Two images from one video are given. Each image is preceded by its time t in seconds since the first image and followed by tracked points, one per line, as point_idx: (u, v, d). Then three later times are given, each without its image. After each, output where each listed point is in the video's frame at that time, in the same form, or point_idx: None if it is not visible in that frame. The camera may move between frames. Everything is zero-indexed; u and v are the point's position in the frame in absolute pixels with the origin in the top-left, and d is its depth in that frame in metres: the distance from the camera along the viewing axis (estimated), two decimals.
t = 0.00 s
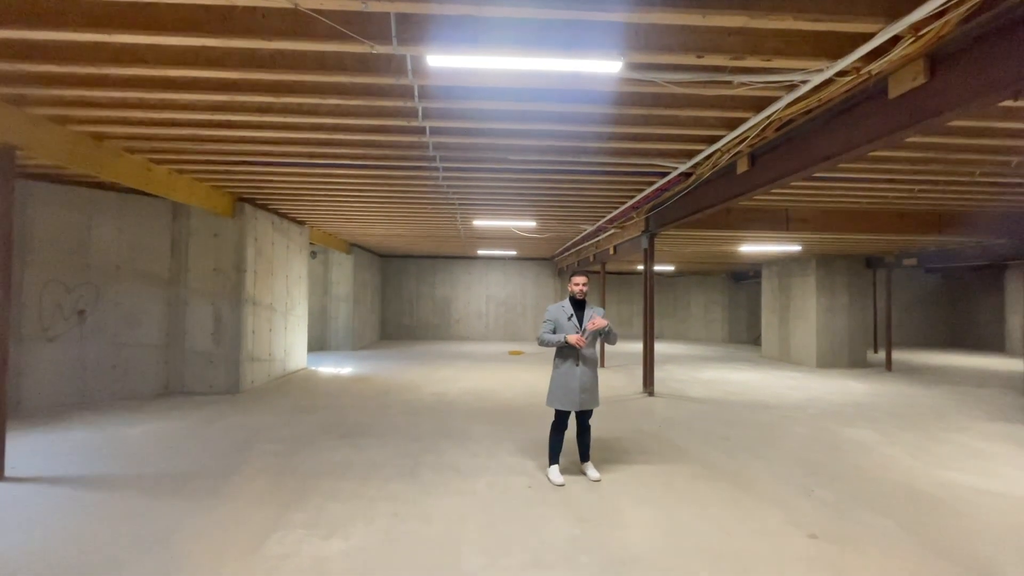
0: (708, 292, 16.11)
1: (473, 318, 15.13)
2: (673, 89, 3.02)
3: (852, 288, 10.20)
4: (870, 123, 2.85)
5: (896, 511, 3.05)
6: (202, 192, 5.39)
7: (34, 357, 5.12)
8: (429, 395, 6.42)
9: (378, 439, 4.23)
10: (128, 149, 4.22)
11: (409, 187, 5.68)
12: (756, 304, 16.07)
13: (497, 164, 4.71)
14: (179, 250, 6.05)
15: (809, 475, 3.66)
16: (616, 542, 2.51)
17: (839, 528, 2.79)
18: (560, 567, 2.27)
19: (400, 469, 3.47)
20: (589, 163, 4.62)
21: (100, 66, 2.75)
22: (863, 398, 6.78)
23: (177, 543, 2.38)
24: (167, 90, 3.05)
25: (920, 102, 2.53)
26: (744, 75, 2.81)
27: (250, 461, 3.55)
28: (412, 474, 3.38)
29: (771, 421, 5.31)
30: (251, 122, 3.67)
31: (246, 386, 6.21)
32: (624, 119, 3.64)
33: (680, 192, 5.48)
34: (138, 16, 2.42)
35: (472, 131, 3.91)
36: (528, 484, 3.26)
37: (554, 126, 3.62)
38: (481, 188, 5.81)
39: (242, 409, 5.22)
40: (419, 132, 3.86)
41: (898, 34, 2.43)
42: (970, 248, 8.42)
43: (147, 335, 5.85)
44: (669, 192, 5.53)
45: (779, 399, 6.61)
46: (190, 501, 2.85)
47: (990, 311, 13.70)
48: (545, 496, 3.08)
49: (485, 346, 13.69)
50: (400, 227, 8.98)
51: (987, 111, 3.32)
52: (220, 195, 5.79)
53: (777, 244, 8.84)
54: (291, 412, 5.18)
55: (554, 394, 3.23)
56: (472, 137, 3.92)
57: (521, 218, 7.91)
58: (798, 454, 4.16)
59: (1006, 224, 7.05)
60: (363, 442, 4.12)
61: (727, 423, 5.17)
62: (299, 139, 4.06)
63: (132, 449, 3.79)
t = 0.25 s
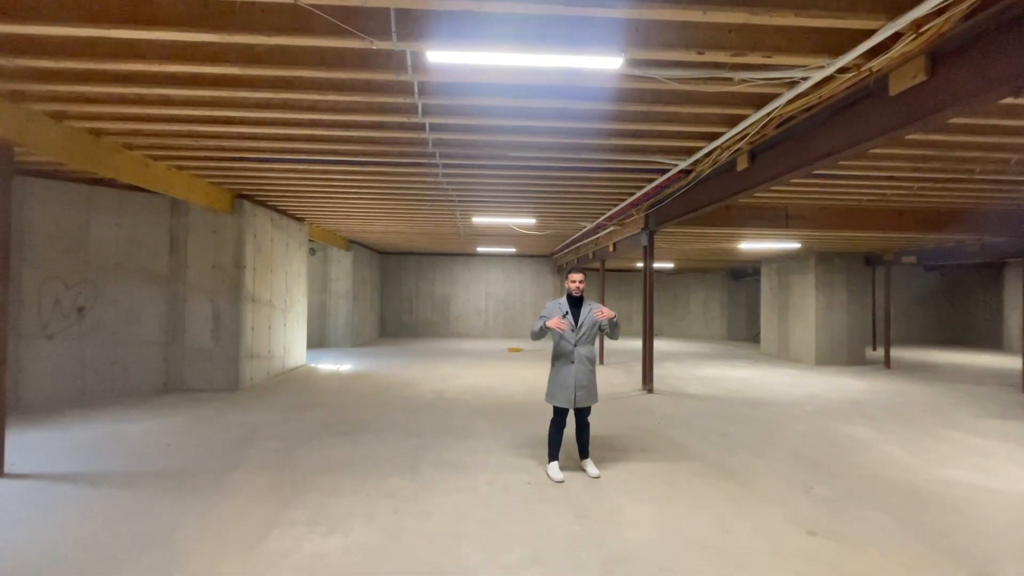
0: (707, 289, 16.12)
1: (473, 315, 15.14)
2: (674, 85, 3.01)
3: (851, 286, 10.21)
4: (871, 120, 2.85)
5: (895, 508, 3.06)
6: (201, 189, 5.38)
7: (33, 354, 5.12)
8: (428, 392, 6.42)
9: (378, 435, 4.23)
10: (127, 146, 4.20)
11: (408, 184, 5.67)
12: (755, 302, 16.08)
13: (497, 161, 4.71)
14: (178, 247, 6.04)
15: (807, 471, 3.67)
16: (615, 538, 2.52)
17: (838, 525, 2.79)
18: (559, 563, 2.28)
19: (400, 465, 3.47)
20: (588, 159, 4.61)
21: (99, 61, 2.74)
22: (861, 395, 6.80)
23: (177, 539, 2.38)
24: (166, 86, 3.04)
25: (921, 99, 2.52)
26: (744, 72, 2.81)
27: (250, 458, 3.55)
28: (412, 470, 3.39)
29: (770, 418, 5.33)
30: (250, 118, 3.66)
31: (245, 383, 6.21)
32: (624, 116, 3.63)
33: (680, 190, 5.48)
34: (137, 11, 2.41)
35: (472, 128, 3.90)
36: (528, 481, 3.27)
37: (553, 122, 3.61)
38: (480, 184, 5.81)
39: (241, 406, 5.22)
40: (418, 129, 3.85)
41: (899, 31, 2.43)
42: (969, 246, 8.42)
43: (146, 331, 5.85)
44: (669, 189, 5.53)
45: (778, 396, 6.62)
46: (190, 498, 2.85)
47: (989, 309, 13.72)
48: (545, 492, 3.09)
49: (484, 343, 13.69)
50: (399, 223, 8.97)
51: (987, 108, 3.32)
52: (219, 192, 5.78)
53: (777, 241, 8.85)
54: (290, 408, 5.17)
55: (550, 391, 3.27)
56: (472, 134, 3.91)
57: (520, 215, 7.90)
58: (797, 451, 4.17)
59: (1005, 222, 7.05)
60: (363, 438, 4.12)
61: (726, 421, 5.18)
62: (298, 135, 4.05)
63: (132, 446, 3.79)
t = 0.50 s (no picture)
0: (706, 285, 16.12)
1: (472, 310, 15.14)
2: (674, 79, 3.00)
3: (850, 281, 10.22)
4: (871, 114, 2.84)
5: (892, 502, 3.07)
6: (199, 183, 5.36)
7: (31, 349, 5.11)
8: (427, 386, 6.43)
9: (377, 430, 4.23)
10: (124, 139, 4.18)
11: (407, 178, 5.65)
12: (754, 297, 16.09)
13: (496, 156, 4.69)
14: (176, 242, 6.02)
15: (805, 465, 3.68)
16: (613, 532, 2.53)
17: (835, 519, 2.81)
18: (558, 556, 2.29)
19: (399, 460, 3.48)
20: (588, 154, 4.60)
21: (95, 54, 2.72)
22: (859, 390, 6.82)
23: (177, 533, 2.39)
24: (163, 79, 3.02)
25: (922, 93, 2.51)
26: (744, 66, 2.79)
27: (249, 452, 3.56)
28: (411, 465, 3.39)
29: (768, 413, 5.34)
30: (248, 112, 3.64)
31: (244, 378, 6.21)
32: (624, 111, 3.62)
33: (679, 185, 5.47)
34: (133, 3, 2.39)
35: (471, 122, 3.88)
36: (527, 475, 3.27)
37: (552, 117, 3.60)
38: (480, 179, 5.79)
39: (240, 400, 5.23)
40: (417, 123, 3.83)
41: (900, 25, 2.42)
42: (968, 241, 8.42)
43: (145, 326, 5.84)
44: (669, 184, 5.52)
45: (777, 391, 6.63)
46: (190, 492, 2.85)
47: (987, 304, 13.74)
48: (544, 486, 3.10)
49: (483, 338, 13.70)
50: (397, 218, 8.95)
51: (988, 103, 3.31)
52: (217, 186, 5.76)
53: (776, 237, 8.84)
54: (290, 403, 5.18)
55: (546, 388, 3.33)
56: (471, 128, 3.89)
57: (519, 210, 7.89)
58: (795, 445, 4.18)
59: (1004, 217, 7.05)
60: (363, 433, 4.13)
61: (725, 415, 5.19)
62: (296, 130, 4.03)
63: (132, 440, 3.80)
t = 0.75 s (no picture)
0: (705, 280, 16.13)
1: (470, 306, 15.14)
2: (673, 74, 2.99)
3: (848, 277, 10.23)
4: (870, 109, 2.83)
5: (888, 496, 3.09)
6: (197, 178, 5.34)
7: (29, 344, 5.10)
8: (425, 382, 6.44)
9: (375, 425, 4.24)
10: (121, 134, 4.16)
11: (405, 174, 5.63)
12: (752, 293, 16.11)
13: (494, 151, 4.68)
14: (174, 237, 6.00)
15: (802, 460, 3.70)
16: (611, 526, 2.54)
17: (832, 513, 2.82)
18: (556, 550, 2.30)
19: (397, 455, 3.49)
20: (586, 149, 4.59)
21: (91, 48, 2.71)
22: (856, 385, 6.84)
23: (176, 528, 2.39)
24: (160, 73, 3.01)
25: (921, 88, 2.51)
26: (743, 61, 2.79)
27: (248, 447, 3.56)
28: (410, 460, 3.40)
29: (765, 408, 5.36)
30: (245, 106, 3.62)
31: (243, 373, 6.21)
32: (622, 106, 3.61)
33: (677, 180, 5.46)
34: None
35: (469, 116, 3.87)
36: (525, 470, 3.28)
37: (551, 112, 3.59)
38: (478, 175, 5.78)
39: (239, 396, 5.23)
40: (415, 118, 3.82)
41: (899, 19, 2.41)
42: (965, 237, 8.43)
43: (142, 322, 5.83)
44: (667, 180, 5.51)
45: (774, 386, 6.65)
46: (188, 487, 2.85)
47: (984, 301, 13.78)
48: (542, 481, 3.11)
49: (482, 334, 13.71)
50: (396, 214, 8.94)
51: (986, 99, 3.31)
52: (215, 182, 5.74)
53: (774, 232, 8.85)
54: (288, 398, 5.18)
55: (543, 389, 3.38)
56: (469, 123, 3.88)
57: (518, 206, 7.88)
58: (792, 440, 4.20)
59: (1001, 213, 7.06)
60: (361, 428, 4.13)
61: (722, 411, 5.21)
62: (294, 125, 4.02)
63: (130, 435, 3.80)
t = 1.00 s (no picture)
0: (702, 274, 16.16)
1: (468, 300, 15.14)
2: (671, 66, 2.98)
3: (844, 271, 10.26)
4: (867, 103, 2.83)
5: (881, 487, 3.11)
6: (192, 171, 5.31)
7: (24, 338, 5.09)
8: (423, 376, 6.44)
9: (372, 418, 4.25)
10: (114, 126, 4.13)
11: (402, 167, 5.61)
12: (749, 287, 16.15)
13: (491, 145, 4.67)
14: (169, 231, 5.98)
15: (798, 453, 3.72)
16: (607, 517, 2.56)
17: (826, 505, 2.84)
18: (553, 542, 2.31)
19: (395, 448, 3.49)
20: (583, 143, 4.58)
21: (84, 38, 2.68)
22: (851, 379, 6.88)
23: (173, 521, 2.39)
24: (153, 64, 2.98)
25: (919, 81, 2.50)
26: (741, 53, 2.78)
27: (245, 440, 3.57)
28: (407, 453, 3.41)
29: (761, 401, 5.39)
30: (240, 99, 3.60)
31: (239, 368, 6.21)
32: (620, 99, 3.60)
33: (675, 174, 5.46)
34: None
35: (466, 109, 3.84)
36: (522, 463, 3.30)
37: (548, 104, 3.57)
38: (475, 168, 5.76)
39: (235, 390, 5.23)
40: (411, 110, 3.80)
41: (898, 11, 2.40)
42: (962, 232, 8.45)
43: (138, 316, 5.81)
44: (665, 173, 5.51)
45: (770, 380, 6.68)
46: (185, 480, 2.86)
47: (979, 295, 13.84)
48: (539, 473, 3.12)
49: (479, 328, 13.72)
50: (392, 208, 8.90)
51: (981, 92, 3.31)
52: (210, 175, 5.70)
53: (771, 227, 8.86)
54: (285, 392, 5.18)
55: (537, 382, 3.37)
56: (466, 116, 3.85)
57: (515, 200, 7.86)
58: (787, 433, 4.23)
59: (997, 208, 7.07)
60: (359, 422, 4.14)
61: (718, 404, 5.23)
62: (290, 117, 3.99)
63: (126, 429, 3.79)
